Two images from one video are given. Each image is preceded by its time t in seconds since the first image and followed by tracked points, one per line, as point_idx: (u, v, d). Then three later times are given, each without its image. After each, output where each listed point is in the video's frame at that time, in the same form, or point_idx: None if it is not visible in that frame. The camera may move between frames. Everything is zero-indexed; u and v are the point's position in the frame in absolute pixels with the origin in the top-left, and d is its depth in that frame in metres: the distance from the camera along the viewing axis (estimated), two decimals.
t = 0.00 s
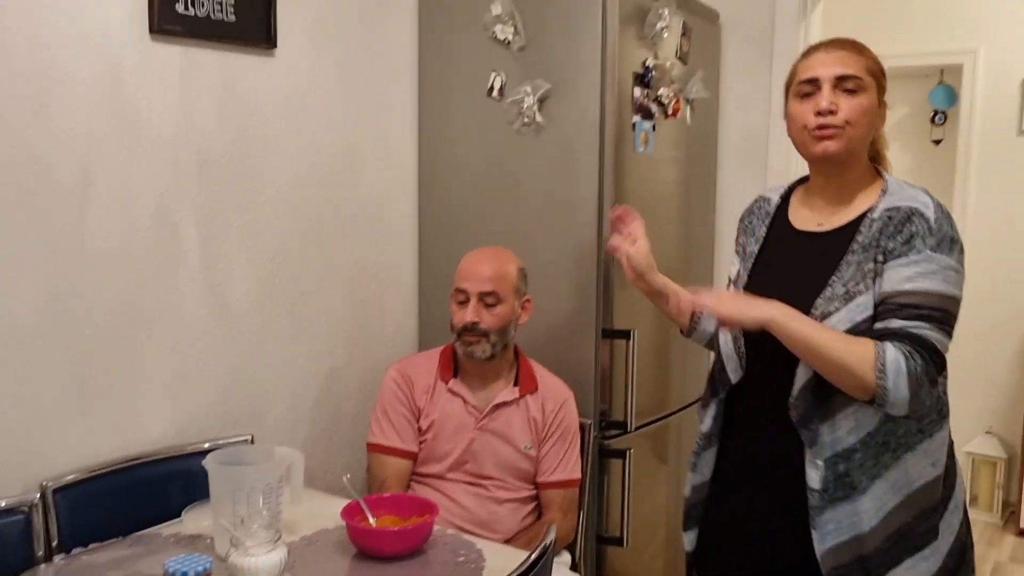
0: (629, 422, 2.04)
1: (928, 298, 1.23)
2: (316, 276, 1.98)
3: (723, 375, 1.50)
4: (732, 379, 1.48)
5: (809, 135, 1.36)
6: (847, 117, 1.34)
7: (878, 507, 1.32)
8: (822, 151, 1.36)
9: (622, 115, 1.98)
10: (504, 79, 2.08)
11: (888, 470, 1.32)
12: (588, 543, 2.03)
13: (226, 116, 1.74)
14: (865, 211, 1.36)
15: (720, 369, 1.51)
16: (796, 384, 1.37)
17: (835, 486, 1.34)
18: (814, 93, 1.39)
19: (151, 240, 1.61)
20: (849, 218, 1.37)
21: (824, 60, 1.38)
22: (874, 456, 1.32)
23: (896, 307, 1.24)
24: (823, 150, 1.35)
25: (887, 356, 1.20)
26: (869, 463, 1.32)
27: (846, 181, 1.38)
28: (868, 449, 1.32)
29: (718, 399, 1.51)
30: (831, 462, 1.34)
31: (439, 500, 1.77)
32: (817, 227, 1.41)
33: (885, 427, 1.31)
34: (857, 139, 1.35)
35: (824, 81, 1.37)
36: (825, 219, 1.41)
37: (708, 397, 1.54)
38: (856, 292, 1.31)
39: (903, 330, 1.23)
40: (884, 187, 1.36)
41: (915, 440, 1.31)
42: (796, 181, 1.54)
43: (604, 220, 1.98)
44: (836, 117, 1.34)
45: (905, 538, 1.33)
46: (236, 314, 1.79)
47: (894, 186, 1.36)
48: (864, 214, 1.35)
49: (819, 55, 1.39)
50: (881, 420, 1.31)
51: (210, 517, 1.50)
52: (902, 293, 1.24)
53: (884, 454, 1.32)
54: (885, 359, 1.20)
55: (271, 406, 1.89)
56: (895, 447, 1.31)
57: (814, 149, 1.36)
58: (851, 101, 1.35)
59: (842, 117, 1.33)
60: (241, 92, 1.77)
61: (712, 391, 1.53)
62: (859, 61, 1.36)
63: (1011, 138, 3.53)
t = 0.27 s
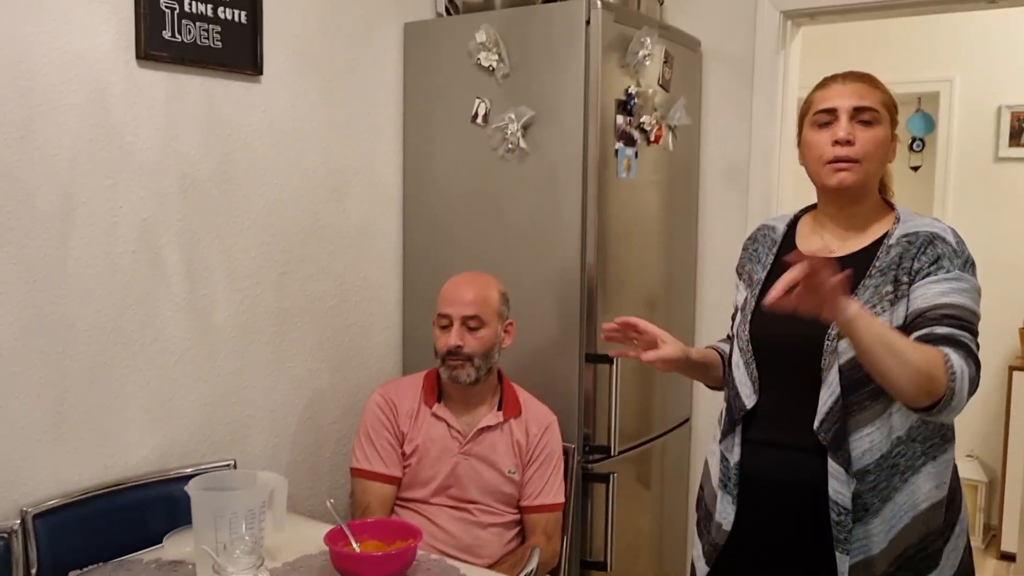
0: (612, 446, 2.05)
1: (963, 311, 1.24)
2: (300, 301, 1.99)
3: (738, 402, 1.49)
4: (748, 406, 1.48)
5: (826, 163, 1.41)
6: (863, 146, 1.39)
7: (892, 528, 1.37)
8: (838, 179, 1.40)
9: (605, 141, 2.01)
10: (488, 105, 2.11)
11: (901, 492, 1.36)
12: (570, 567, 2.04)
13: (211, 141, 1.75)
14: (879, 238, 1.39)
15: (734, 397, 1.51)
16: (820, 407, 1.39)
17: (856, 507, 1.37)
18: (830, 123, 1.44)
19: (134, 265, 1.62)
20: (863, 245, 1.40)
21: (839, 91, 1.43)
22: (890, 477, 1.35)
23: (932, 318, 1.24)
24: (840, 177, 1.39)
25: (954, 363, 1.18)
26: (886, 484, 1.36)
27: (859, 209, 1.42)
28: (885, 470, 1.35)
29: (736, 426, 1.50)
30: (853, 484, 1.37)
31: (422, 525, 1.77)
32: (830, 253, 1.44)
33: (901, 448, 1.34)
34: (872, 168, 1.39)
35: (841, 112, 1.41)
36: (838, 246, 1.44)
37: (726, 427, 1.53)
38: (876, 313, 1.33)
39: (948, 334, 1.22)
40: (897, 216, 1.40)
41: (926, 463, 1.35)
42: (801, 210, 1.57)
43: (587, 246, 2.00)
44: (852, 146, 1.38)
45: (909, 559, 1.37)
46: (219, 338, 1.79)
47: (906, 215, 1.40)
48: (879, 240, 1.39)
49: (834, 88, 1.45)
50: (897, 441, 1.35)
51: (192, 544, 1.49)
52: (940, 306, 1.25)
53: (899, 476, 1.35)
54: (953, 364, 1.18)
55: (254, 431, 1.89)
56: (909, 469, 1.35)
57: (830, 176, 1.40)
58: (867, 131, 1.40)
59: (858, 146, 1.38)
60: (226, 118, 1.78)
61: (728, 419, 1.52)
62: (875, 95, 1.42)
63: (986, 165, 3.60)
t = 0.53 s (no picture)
0: (601, 451, 2.04)
1: (961, 299, 1.24)
2: (288, 305, 1.98)
3: (736, 407, 1.49)
4: (746, 411, 1.47)
5: (825, 168, 1.42)
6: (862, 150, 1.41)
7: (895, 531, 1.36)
8: (835, 182, 1.42)
9: (594, 147, 2.01)
10: (477, 111, 2.12)
11: (904, 493, 1.36)
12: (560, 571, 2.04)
13: (198, 146, 1.74)
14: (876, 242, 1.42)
15: (731, 402, 1.50)
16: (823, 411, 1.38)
17: (860, 510, 1.36)
18: (827, 128, 1.45)
19: (121, 271, 1.61)
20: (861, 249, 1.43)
21: (835, 95, 1.44)
22: (895, 480, 1.34)
23: (930, 305, 1.24)
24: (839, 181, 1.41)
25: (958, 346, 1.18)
26: (891, 487, 1.34)
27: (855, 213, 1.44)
28: (891, 472, 1.34)
29: (733, 431, 1.50)
30: (858, 486, 1.35)
31: (411, 531, 1.76)
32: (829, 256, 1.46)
33: (905, 450, 1.35)
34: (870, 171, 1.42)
35: (838, 116, 1.43)
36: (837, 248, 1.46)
37: (722, 431, 1.53)
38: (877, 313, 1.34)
39: (948, 317, 1.22)
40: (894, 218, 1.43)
41: (926, 465, 1.36)
42: (796, 214, 1.58)
43: (575, 251, 2.00)
44: (849, 150, 1.40)
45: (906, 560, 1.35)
46: (207, 344, 1.78)
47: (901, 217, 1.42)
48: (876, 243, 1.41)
49: (829, 92, 1.46)
50: (901, 443, 1.34)
51: (179, 551, 1.48)
52: (937, 295, 1.25)
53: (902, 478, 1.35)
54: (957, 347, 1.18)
55: (242, 437, 1.88)
56: (912, 471, 1.35)
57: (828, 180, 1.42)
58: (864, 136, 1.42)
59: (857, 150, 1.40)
60: (214, 122, 1.78)
61: (725, 425, 1.51)
62: (870, 99, 1.44)
63: (971, 170, 3.63)
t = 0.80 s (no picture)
0: (594, 448, 2.04)
1: (952, 323, 1.23)
2: (280, 303, 1.97)
3: (722, 404, 1.48)
4: (732, 407, 1.47)
5: (806, 162, 1.41)
6: (844, 145, 1.39)
7: (880, 529, 1.37)
8: (817, 177, 1.40)
9: (586, 143, 2.01)
10: (468, 107, 2.11)
11: (887, 492, 1.36)
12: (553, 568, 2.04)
13: (188, 143, 1.73)
14: (860, 237, 1.41)
15: (718, 399, 1.50)
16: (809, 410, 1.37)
17: (843, 508, 1.36)
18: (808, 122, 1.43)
19: (111, 269, 1.60)
20: (845, 244, 1.41)
21: (817, 89, 1.43)
22: (879, 479, 1.35)
23: (924, 336, 1.24)
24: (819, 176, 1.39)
25: (955, 382, 1.16)
26: (875, 486, 1.35)
27: (839, 208, 1.43)
28: (875, 471, 1.35)
29: (721, 427, 1.50)
30: (843, 486, 1.36)
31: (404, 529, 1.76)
32: (810, 252, 1.44)
33: (889, 449, 1.35)
34: (851, 167, 1.40)
35: (818, 110, 1.41)
36: (818, 244, 1.44)
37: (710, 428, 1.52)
38: (863, 316, 1.33)
39: (942, 355, 1.21)
40: (877, 215, 1.41)
41: (909, 463, 1.36)
42: (779, 210, 1.57)
43: (568, 247, 2.00)
44: (830, 145, 1.38)
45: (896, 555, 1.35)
46: (198, 342, 1.77)
47: (885, 213, 1.41)
48: (861, 240, 1.40)
49: (811, 86, 1.44)
50: (885, 442, 1.34)
51: (171, 549, 1.47)
52: (929, 319, 1.25)
53: (886, 476, 1.35)
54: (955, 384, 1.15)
55: (233, 435, 1.87)
56: (896, 469, 1.36)
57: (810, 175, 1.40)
58: (846, 130, 1.40)
59: (837, 145, 1.38)
60: (204, 119, 1.77)
61: (713, 421, 1.51)
62: (851, 93, 1.42)
63: (962, 167, 3.63)
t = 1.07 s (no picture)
0: (589, 445, 2.04)
1: (923, 323, 1.26)
2: (273, 300, 1.97)
3: (689, 400, 1.42)
4: (699, 404, 1.41)
5: (770, 158, 1.36)
6: (809, 141, 1.34)
7: (848, 520, 1.33)
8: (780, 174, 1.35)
9: (581, 139, 2.01)
10: (462, 103, 2.10)
11: (854, 484, 1.33)
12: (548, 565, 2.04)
13: (181, 139, 1.72)
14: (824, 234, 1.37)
15: (684, 395, 1.44)
16: (779, 404, 1.33)
17: (813, 504, 1.32)
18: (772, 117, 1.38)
19: (103, 266, 1.59)
20: (809, 242, 1.37)
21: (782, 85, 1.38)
22: (844, 470, 1.32)
23: (899, 339, 1.25)
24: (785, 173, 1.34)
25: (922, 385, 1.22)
26: (841, 478, 1.32)
27: (801, 204, 1.39)
28: (842, 462, 1.32)
29: (685, 425, 1.43)
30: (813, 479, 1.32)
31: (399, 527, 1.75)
32: (775, 249, 1.40)
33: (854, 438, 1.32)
34: (815, 164, 1.35)
35: (783, 106, 1.36)
36: (783, 241, 1.40)
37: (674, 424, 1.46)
38: (832, 311, 1.29)
39: (912, 361, 1.25)
40: (841, 211, 1.38)
41: (872, 453, 1.33)
42: (739, 203, 1.52)
43: (562, 243, 2.00)
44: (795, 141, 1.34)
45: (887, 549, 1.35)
46: (191, 340, 1.76)
47: (847, 209, 1.37)
48: (824, 236, 1.36)
49: (776, 80, 1.39)
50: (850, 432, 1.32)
51: (164, 548, 1.46)
52: (903, 322, 1.25)
53: (852, 467, 1.32)
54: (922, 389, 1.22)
55: (227, 433, 1.86)
56: (861, 459, 1.32)
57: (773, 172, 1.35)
58: (811, 126, 1.35)
59: (803, 141, 1.33)
60: (197, 115, 1.76)
61: (678, 416, 1.45)
62: (816, 89, 1.37)
63: (956, 163, 3.64)
